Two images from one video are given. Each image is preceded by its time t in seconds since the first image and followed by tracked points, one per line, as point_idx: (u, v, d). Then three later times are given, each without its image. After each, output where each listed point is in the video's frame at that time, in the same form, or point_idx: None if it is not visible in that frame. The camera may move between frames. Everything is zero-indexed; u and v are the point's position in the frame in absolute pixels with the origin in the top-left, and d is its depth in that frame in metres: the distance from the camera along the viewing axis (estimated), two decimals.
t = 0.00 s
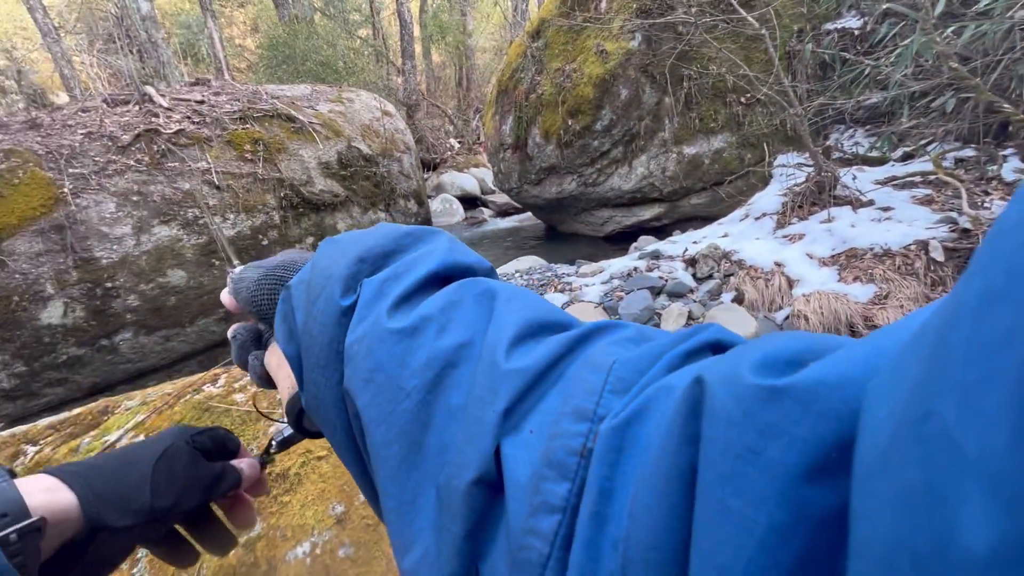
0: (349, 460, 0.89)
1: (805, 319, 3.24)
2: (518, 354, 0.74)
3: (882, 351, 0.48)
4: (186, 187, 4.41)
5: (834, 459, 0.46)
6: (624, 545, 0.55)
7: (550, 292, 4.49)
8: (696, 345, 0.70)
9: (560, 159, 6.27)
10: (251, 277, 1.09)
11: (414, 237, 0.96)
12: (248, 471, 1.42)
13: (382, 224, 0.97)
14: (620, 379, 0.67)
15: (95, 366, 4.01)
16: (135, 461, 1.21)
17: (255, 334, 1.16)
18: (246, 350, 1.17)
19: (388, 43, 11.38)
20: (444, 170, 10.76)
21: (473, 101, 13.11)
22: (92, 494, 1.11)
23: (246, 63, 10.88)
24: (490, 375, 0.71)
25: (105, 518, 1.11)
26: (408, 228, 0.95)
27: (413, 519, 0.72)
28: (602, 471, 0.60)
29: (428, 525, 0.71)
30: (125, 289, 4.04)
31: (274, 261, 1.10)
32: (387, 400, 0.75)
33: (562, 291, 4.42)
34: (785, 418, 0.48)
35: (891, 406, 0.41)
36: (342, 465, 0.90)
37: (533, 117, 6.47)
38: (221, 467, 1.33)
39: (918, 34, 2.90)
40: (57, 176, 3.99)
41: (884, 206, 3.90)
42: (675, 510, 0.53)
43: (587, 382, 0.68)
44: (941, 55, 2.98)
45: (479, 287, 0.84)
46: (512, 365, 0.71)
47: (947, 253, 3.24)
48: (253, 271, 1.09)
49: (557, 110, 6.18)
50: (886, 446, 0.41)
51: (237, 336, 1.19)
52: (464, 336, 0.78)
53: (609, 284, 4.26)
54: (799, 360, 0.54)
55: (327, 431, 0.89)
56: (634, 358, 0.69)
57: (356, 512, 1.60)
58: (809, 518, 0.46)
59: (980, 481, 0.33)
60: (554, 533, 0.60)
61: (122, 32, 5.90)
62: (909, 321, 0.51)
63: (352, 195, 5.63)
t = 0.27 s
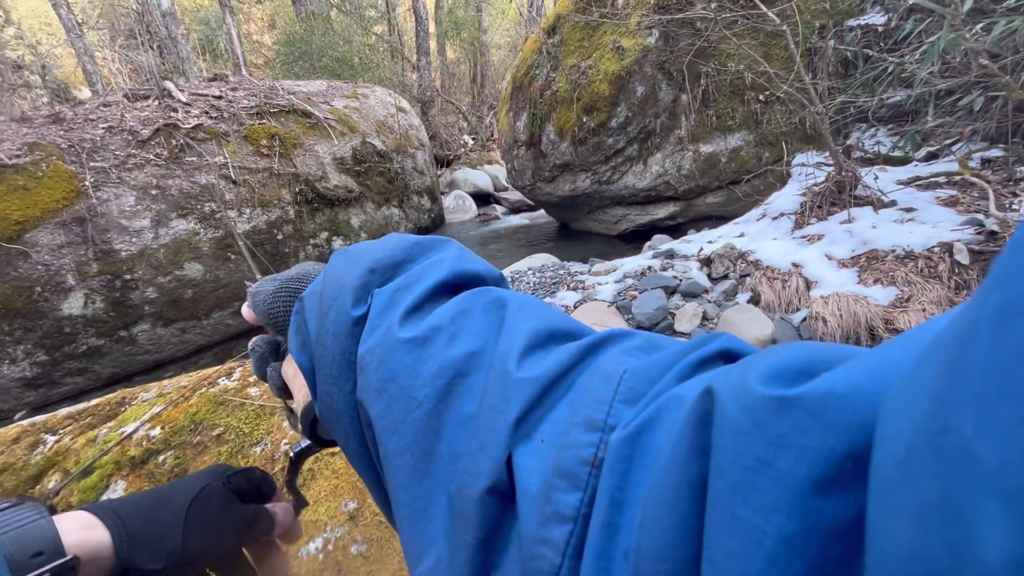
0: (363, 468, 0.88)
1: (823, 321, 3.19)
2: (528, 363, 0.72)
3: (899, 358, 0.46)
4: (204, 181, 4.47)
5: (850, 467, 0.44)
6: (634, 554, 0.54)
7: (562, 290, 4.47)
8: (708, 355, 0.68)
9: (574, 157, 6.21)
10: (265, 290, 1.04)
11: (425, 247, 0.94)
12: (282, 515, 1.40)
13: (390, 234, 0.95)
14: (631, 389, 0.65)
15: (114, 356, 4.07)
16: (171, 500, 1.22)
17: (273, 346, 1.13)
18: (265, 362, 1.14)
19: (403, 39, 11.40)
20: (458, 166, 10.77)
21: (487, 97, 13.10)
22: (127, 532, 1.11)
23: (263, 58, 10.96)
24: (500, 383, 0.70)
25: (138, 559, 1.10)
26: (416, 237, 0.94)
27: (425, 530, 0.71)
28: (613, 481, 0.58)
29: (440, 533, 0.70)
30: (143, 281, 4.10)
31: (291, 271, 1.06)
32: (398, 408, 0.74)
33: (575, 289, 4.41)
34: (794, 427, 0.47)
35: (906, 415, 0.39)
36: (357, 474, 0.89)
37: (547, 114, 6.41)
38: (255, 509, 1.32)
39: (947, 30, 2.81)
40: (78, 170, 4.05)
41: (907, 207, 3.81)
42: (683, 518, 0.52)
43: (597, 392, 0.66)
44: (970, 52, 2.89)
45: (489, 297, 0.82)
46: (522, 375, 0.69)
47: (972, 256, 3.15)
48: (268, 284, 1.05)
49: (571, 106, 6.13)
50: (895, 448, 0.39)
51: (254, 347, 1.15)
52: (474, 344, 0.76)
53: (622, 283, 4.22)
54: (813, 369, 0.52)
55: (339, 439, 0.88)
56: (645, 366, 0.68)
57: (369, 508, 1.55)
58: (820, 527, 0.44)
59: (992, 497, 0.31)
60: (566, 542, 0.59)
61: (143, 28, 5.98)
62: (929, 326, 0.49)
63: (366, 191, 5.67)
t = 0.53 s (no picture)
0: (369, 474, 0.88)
1: (836, 324, 3.15)
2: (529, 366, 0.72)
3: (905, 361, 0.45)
4: (216, 179, 4.51)
5: (856, 472, 0.43)
6: (639, 557, 0.52)
7: (571, 290, 4.46)
8: (709, 360, 0.67)
9: (584, 156, 6.18)
10: (273, 297, 1.05)
11: (426, 253, 0.95)
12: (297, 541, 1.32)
13: (392, 240, 0.96)
14: (633, 393, 0.65)
15: (127, 352, 4.13)
16: (179, 523, 1.15)
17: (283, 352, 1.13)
18: (275, 367, 1.14)
19: (414, 38, 11.43)
20: (467, 165, 10.79)
21: (498, 96, 13.10)
22: (131, 555, 1.05)
23: (275, 57, 11.04)
24: (502, 386, 0.70)
25: None
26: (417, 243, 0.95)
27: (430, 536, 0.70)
28: (616, 484, 0.57)
29: (444, 536, 0.69)
30: (156, 278, 4.15)
31: (299, 277, 1.07)
32: (400, 412, 0.74)
33: (584, 289, 4.39)
34: (796, 431, 0.46)
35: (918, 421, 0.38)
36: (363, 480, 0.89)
37: (558, 112, 6.38)
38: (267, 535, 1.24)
39: (967, 28, 2.75)
40: (94, 167, 4.11)
41: (923, 208, 3.74)
42: (686, 525, 0.51)
43: (599, 395, 0.65)
44: (992, 50, 2.83)
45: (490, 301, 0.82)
46: (523, 379, 0.69)
47: (991, 259, 3.08)
48: (276, 291, 1.05)
49: (582, 105, 6.10)
50: (901, 457, 0.38)
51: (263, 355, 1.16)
52: (475, 348, 0.76)
53: (632, 283, 4.20)
54: (815, 373, 0.51)
55: (345, 444, 0.88)
56: (647, 370, 0.67)
57: (375, 509, 1.55)
58: (825, 531, 0.43)
59: (999, 502, 0.29)
60: (570, 545, 0.57)
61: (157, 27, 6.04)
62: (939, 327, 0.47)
63: (375, 189, 5.70)
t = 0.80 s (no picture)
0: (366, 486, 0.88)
1: (844, 326, 3.12)
2: (519, 378, 0.72)
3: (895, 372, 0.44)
4: (224, 178, 4.54)
5: (853, 487, 0.42)
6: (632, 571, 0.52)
7: (576, 291, 4.45)
8: (699, 368, 0.68)
9: (590, 156, 6.15)
10: (260, 315, 1.04)
11: (414, 267, 0.95)
12: (298, 548, 1.34)
13: (378, 255, 0.96)
14: (623, 406, 0.64)
15: (135, 349, 4.17)
16: (172, 528, 1.20)
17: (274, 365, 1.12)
18: (268, 383, 1.15)
19: (421, 38, 11.44)
20: (474, 165, 10.80)
21: (504, 96, 13.10)
22: (118, 559, 1.09)
23: (283, 57, 11.09)
24: (493, 399, 0.70)
25: None
26: (404, 257, 0.95)
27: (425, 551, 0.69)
28: (608, 498, 0.57)
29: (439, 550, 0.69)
30: (164, 276, 4.19)
31: (281, 293, 1.06)
32: (394, 427, 0.74)
33: (589, 290, 4.38)
34: (789, 446, 0.45)
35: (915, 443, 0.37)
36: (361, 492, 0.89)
37: (564, 112, 6.34)
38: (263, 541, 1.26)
39: (980, 27, 2.71)
40: (103, 166, 4.14)
41: (934, 210, 3.70)
42: (677, 539, 0.50)
43: (590, 409, 0.65)
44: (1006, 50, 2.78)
45: (478, 313, 0.82)
46: (513, 392, 0.69)
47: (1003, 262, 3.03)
48: (263, 308, 1.05)
49: (589, 105, 6.06)
50: (898, 470, 0.37)
51: (256, 371, 1.16)
52: (465, 359, 0.76)
53: (637, 284, 4.18)
54: (805, 384, 0.51)
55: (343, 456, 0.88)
56: (638, 382, 0.66)
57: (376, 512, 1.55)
58: (819, 547, 0.42)
59: (1001, 519, 0.28)
60: (561, 562, 0.57)
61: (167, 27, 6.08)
62: (928, 333, 0.46)
63: (382, 189, 5.71)
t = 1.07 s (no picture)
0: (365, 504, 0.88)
1: (848, 328, 3.10)
2: (513, 390, 0.72)
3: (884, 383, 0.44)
4: (227, 177, 4.55)
5: (851, 499, 0.42)
6: None
7: (578, 291, 4.44)
8: (694, 375, 0.68)
9: (593, 156, 6.13)
10: (258, 341, 1.02)
11: (402, 282, 0.95)
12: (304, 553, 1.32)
13: (363, 272, 0.96)
14: (617, 418, 0.64)
15: (138, 348, 4.19)
16: (160, 533, 1.12)
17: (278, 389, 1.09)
18: (275, 411, 1.11)
19: (425, 37, 11.45)
20: (477, 164, 10.81)
21: (508, 95, 13.10)
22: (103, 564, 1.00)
23: (288, 57, 11.12)
24: (489, 413, 0.70)
25: None
26: (390, 273, 0.95)
27: (427, 568, 0.69)
28: (605, 511, 0.57)
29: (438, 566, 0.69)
30: (167, 275, 4.20)
31: (276, 317, 1.03)
32: (389, 444, 0.74)
33: (591, 290, 4.37)
34: (784, 460, 0.45)
35: (915, 464, 0.37)
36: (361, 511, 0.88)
37: (567, 112, 6.33)
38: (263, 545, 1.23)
39: (987, 27, 2.69)
40: (108, 165, 4.16)
41: (939, 211, 3.67)
42: (677, 552, 0.51)
43: (584, 421, 0.65)
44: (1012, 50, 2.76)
45: (469, 326, 0.82)
46: (508, 406, 0.69)
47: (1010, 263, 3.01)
48: (260, 334, 1.03)
49: (592, 105, 6.05)
50: (905, 486, 0.37)
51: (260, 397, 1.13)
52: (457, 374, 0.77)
53: (640, 285, 4.17)
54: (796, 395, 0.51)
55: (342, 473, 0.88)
56: (631, 393, 0.67)
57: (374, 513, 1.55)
58: (820, 561, 0.42)
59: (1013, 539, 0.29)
60: None
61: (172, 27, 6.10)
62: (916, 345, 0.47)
63: (384, 188, 5.71)
